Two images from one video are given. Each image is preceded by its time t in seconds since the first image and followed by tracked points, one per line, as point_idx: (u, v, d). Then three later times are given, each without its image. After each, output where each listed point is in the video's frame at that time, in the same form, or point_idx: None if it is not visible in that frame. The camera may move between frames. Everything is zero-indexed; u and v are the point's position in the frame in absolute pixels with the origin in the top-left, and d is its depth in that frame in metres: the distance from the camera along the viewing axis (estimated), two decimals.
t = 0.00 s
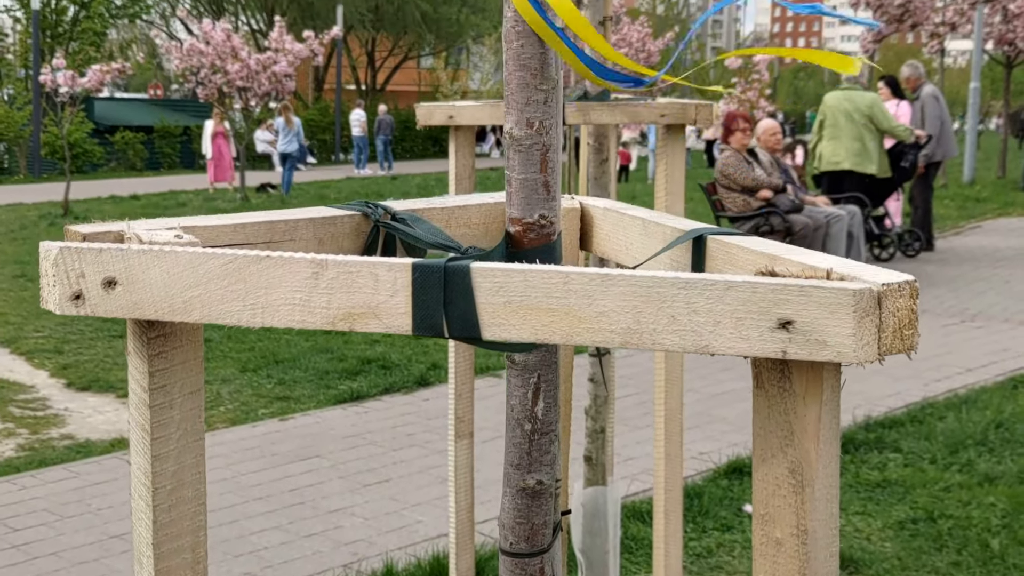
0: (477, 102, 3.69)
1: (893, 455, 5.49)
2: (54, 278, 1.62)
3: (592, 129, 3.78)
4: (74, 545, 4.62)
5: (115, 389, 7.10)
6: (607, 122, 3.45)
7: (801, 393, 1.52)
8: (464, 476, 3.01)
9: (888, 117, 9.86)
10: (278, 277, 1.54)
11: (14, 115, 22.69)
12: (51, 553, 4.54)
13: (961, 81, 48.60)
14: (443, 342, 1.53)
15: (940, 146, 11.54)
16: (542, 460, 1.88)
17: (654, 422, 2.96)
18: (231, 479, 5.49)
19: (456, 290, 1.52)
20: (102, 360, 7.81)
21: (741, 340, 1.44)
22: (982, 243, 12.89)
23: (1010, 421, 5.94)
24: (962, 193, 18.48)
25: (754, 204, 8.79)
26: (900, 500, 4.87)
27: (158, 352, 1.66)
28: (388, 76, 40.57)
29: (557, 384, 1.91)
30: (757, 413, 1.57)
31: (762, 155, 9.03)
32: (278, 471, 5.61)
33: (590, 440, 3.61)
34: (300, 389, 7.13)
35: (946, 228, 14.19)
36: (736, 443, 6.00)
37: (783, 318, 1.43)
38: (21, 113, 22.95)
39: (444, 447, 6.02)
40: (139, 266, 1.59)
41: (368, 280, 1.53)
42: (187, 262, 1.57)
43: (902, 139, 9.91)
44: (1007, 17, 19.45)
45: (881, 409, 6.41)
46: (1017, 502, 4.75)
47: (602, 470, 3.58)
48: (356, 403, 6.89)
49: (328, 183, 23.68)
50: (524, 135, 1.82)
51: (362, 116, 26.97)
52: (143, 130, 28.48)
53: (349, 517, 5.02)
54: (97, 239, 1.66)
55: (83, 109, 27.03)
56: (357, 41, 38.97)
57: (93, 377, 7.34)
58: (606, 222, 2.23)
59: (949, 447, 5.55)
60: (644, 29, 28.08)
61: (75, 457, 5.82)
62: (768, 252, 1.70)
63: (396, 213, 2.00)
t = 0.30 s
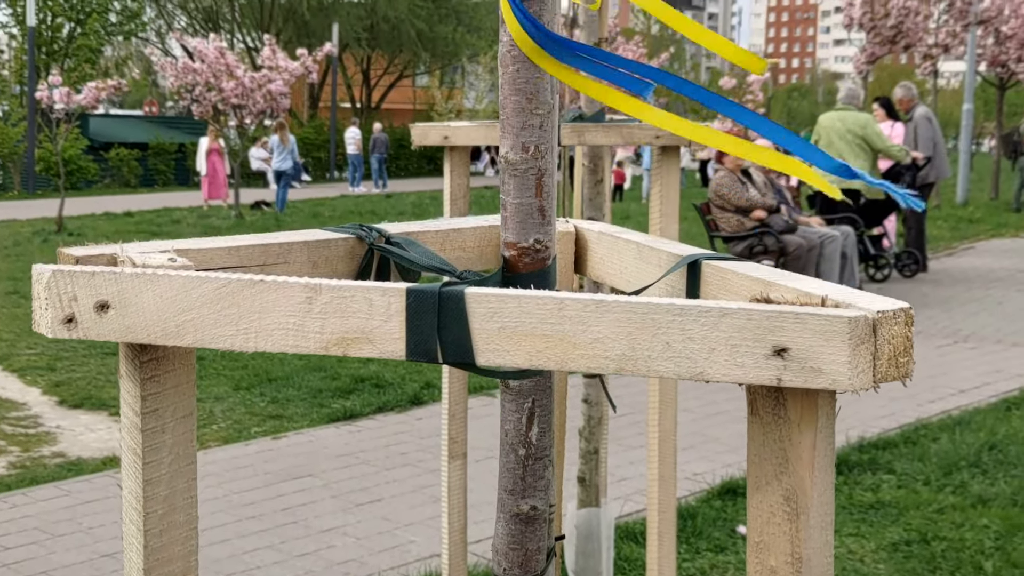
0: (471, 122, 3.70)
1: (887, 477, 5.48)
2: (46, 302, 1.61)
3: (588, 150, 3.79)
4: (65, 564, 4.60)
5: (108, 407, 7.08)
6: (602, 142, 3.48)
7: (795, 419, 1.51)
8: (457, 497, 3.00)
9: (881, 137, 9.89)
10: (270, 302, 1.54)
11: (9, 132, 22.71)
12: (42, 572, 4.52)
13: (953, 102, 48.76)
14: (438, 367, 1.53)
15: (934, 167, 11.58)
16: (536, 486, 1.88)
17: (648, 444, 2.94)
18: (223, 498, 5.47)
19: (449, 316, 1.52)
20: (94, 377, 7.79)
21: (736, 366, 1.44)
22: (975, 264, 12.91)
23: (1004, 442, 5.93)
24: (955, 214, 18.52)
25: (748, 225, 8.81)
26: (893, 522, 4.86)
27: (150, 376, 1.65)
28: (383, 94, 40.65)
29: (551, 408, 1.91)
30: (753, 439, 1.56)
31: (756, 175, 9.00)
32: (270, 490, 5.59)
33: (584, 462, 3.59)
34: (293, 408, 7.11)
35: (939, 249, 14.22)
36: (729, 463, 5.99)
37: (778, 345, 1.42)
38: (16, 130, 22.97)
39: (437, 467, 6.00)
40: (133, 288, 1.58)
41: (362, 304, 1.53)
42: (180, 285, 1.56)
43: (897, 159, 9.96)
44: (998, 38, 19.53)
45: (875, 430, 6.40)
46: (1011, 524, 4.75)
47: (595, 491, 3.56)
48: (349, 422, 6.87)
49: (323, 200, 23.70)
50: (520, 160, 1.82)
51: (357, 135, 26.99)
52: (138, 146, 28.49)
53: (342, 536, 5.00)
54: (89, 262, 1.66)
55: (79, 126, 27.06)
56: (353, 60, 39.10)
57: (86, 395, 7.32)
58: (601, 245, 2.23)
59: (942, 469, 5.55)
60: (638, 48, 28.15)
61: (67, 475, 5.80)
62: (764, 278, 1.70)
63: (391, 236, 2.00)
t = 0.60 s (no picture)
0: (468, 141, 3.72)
1: (881, 495, 5.47)
2: (40, 328, 1.60)
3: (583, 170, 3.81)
4: None
5: (101, 422, 7.06)
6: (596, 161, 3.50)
7: (790, 448, 1.51)
8: (452, 517, 3.01)
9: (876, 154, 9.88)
10: (265, 329, 1.54)
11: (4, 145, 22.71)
12: None
13: (948, 120, 48.89)
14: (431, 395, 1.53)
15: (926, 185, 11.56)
16: (531, 513, 1.88)
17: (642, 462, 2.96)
18: (216, 515, 5.45)
19: (444, 345, 1.52)
20: (87, 393, 7.77)
21: (730, 396, 1.43)
22: (970, 282, 12.93)
23: (998, 461, 5.93)
24: (949, 232, 18.55)
25: (743, 242, 8.85)
26: (888, 540, 4.85)
27: (144, 402, 1.64)
28: (378, 110, 40.69)
29: (547, 435, 1.91)
30: (746, 470, 1.56)
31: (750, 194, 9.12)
32: (264, 507, 5.57)
33: (578, 481, 3.59)
34: (287, 424, 7.10)
35: (934, 266, 14.24)
36: (723, 481, 5.98)
37: (771, 375, 1.42)
38: (10, 144, 22.96)
39: (431, 484, 5.99)
40: (127, 315, 1.58)
41: (356, 331, 1.53)
42: (174, 312, 1.56)
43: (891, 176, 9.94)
44: (992, 57, 19.58)
45: (869, 448, 6.40)
46: (1006, 544, 4.74)
47: (589, 511, 3.57)
48: (343, 438, 6.86)
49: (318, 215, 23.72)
50: (516, 186, 1.82)
51: (352, 150, 27.01)
52: (132, 160, 28.50)
53: (335, 554, 4.99)
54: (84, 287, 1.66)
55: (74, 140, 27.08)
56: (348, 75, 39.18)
57: (79, 410, 7.30)
58: (596, 269, 2.23)
59: (936, 488, 5.54)
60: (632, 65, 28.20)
61: (59, 491, 5.78)
62: (758, 305, 1.70)
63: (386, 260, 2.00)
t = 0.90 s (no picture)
0: (465, 156, 3.79)
1: (879, 508, 5.47)
2: (37, 351, 1.60)
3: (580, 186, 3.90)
4: None
5: (97, 433, 7.05)
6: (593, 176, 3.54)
7: (788, 474, 1.51)
8: (450, 528, 3.00)
9: (873, 166, 9.88)
10: (263, 354, 1.54)
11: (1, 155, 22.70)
12: None
13: (945, 131, 48.97)
14: (429, 420, 1.53)
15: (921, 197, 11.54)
16: (526, 534, 1.87)
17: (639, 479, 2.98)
18: (212, 527, 5.44)
19: (441, 371, 1.52)
20: (84, 403, 7.76)
21: (726, 423, 1.44)
22: (967, 293, 12.94)
23: (994, 474, 5.93)
24: (946, 243, 18.56)
25: (740, 253, 8.89)
26: (884, 554, 4.85)
27: (140, 427, 1.64)
28: (375, 119, 40.70)
29: (542, 457, 1.90)
30: (743, 494, 1.56)
31: (748, 205, 9.09)
32: (260, 520, 5.56)
33: (575, 495, 3.59)
34: (283, 435, 7.09)
35: (930, 277, 14.25)
36: (720, 494, 5.97)
37: (770, 401, 1.42)
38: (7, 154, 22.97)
39: (428, 497, 5.98)
40: (124, 340, 1.58)
41: (353, 357, 1.53)
42: (171, 336, 1.56)
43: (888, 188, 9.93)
44: (989, 69, 19.60)
45: (865, 461, 6.39)
46: (1003, 558, 4.74)
47: (586, 525, 3.57)
48: (339, 450, 6.85)
49: (315, 225, 23.72)
50: (512, 209, 1.81)
51: (349, 159, 26.96)
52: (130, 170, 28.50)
53: (331, 567, 4.98)
54: (81, 310, 1.66)
55: (71, 150, 27.08)
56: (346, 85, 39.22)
57: (75, 421, 7.29)
58: (592, 291, 2.23)
59: (933, 501, 5.54)
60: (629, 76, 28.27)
61: (55, 503, 5.76)
62: (757, 330, 1.70)
63: (383, 282, 2.00)
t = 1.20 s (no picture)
0: (461, 177, 3.85)
1: (875, 523, 5.46)
2: (33, 381, 1.60)
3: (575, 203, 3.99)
4: None
5: (94, 448, 7.04)
6: (591, 194, 3.57)
7: (782, 504, 1.51)
8: (446, 548, 2.99)
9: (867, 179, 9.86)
10: (259, 384, 1.54)
11: None
12: None
13: (942, 143, 49.05)
14: (424, 451, 1.52)
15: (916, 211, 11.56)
16: (521, 561, 1.87)
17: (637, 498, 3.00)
18: (210, 543, 5.43)
19: (437, 402, 1.52)
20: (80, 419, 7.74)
21: (723, 454, 1.44)
22: (964, 306, 12.95)
23: (992, 489, 5.92)
24: (943, 256, 18.58)
25: (737, 267, 8.90)
26: (882, 569, 4.85)
27: (137, 455, 1.64)
28: (372, 132, 40.78)
29: (537, 484, 1.90)
30: (739, 523, 1.57)
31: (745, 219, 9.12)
32: (257, 535, 5.55)
33: (572, 514, 3.59)
34: (280, 450, 7.08)
35: (927, 291, 14.27)
36: (717, 509, 5.97)
37: (765, 432, 1.42)
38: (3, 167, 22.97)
39: (426, 512, 5.98)
40: (120, 369, 1.58)
41: (350, 388, 1.53)
42: (168, 366, 1.56)
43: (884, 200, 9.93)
44: (984, 82, 19.66)
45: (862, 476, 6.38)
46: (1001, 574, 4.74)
47: (582, 543, 3.57)
48: (336, 464, 6.85)
49: (313, 238, 23.74)
50: (505, 237, 1.82)
51: (346, 172, 26.99)
52: (127, 183, 28.53)
53: None
54: (77, 339, 1.66)
55: (68, 163, 27.10)
56: (343, 98, 39.30)
57: (72, 436, 7.28)
58: (588, 315, 2.23)
59: (930, 516, 5.54)
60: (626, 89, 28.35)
61: (52, 519, 5.75)
62: (751, 359, 1.70)
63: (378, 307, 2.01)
